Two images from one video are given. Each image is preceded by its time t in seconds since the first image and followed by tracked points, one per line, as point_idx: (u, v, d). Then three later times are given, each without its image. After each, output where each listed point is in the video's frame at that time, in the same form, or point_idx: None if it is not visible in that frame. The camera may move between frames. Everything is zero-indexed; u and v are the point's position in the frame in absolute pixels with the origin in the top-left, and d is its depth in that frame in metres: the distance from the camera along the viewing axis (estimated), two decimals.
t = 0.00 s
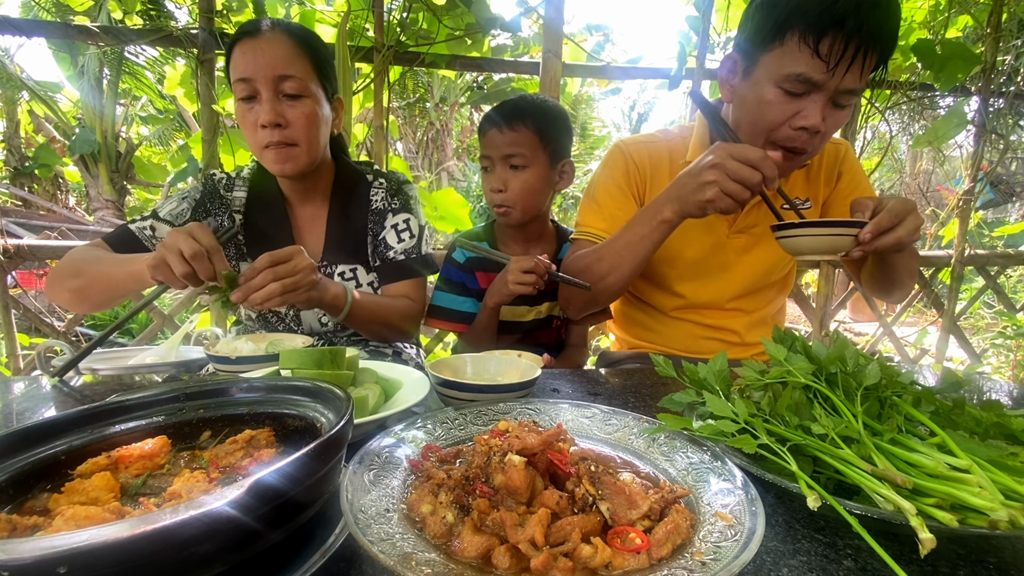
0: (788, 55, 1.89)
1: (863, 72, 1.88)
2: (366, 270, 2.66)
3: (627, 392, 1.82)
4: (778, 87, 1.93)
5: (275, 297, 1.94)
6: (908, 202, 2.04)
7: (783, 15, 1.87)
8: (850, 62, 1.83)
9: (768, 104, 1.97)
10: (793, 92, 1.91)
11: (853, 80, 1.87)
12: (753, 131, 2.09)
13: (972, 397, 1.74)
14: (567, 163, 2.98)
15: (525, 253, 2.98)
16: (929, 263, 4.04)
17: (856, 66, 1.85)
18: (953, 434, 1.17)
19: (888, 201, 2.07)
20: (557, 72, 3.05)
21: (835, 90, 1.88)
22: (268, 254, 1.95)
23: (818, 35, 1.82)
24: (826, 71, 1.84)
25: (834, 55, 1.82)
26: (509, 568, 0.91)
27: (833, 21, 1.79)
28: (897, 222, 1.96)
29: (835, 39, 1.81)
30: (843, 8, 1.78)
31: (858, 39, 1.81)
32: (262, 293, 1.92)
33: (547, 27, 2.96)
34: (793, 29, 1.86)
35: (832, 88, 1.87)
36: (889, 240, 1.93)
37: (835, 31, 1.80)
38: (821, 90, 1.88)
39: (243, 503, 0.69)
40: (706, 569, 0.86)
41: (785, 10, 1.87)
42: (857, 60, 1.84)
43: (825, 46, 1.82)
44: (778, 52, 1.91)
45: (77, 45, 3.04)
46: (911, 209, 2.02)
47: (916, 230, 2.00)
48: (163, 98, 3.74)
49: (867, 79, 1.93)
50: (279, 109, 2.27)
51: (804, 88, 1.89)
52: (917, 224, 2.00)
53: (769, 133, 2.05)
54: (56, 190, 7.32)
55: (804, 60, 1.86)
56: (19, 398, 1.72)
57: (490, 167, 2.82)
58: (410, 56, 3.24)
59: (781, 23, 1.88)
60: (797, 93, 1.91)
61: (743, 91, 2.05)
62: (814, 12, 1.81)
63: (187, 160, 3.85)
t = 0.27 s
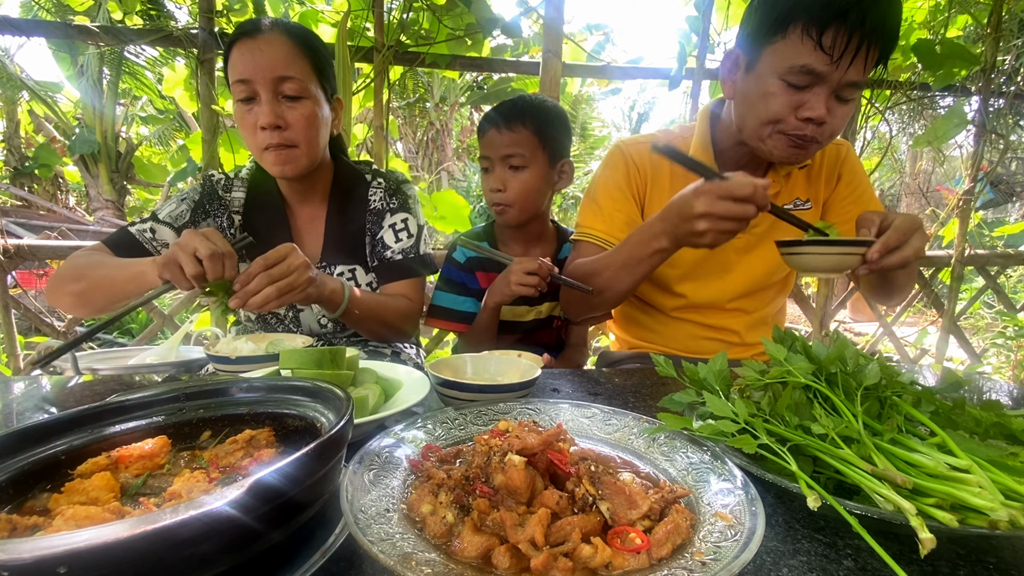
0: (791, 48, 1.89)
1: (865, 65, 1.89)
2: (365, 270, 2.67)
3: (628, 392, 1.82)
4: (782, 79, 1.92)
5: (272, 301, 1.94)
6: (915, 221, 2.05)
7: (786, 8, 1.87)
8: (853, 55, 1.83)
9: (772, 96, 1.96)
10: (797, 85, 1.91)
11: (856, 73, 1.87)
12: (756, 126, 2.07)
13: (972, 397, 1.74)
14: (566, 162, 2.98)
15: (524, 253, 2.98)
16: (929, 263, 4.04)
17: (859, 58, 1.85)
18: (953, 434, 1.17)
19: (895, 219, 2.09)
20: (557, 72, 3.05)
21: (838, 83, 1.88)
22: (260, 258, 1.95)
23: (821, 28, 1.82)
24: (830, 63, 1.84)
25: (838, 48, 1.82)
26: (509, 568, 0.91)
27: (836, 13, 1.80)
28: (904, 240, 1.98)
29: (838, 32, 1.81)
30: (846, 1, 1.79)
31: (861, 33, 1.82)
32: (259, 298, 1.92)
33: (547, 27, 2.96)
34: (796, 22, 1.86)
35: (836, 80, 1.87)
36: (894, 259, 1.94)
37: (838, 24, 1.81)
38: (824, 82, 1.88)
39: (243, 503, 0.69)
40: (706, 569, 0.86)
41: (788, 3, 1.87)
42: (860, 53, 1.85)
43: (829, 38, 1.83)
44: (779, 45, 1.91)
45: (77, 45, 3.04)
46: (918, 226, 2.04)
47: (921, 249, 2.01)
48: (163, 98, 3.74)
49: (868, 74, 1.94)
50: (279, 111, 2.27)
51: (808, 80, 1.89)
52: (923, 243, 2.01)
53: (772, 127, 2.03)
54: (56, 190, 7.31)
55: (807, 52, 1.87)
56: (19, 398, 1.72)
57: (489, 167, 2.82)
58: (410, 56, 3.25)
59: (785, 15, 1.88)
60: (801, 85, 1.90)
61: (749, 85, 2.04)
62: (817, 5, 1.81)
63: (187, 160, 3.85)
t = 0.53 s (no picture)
0: (790, 43, 1.89)
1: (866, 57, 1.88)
2: (367, 270, 2.67)
3: (628, 392, 1.82)
4: (781, 74, 1.93)
5: (293, 316, 1.92)
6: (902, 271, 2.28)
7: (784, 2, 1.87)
8: (853, 48, 1.82)
9: (771, 92, 1.96)
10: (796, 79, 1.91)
11: (856, 65, 1.86)
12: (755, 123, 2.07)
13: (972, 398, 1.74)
14: (566, 162, 2.98)
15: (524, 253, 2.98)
16: (929, 263, 4.04)
17: (859, 51, 1.84)
18: (953, 435, 1.17)
19: (884, 267, 2.31)
20: (557, 72, 3.05)
21: (838, 76, 1.88)
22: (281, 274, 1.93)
23: (819, 20, 1.82)
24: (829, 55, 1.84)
25: (837, 40, 1.82)
26: (509, 568, 0.91)
27: (834, 6, 1.80)
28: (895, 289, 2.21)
29: (837, 24, 1.81)
30: None
31: (860, 25, 1.81)
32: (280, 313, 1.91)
33: (547, 27, 2.96)
34: (794, 17, 1.86)
35: (836, 73, 1.87)
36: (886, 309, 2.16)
37: (837, 16, 1.80)
38: (825, 75, 1.88)
39: (243, 503, 0.69)
40: (706, 569, 0.86)
41: None
42: (861, 46, 1.84)
43: (827, 31, 1.82)
44: (778, 40, 1.92)
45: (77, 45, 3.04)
46: (904, 277, 2.28)
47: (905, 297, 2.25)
48: (163, 97, 3.74)
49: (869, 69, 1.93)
50: (284, 110, 2.27)
51: (808, 73, 1.89)
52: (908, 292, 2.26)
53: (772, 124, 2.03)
54: (56, 190, 7.31)
55: (805, 45, 1.87)
56: (19, 398, 1.72)
57: (490, 167, 2.82)
58: (410, 55, 3.25)
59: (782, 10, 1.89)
60: (800, 79, 1.91)
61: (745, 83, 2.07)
62: None
63: (188, 160, 3.85)
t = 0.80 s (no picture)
0: (782, 38, 1.89)
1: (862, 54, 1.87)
2: (369, 269, 2.65)
3: (628, 393, 1.82)
4: (774, 71, 1.93)
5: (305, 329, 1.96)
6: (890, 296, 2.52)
7: None
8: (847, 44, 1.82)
9: (765, 91, 1.96)
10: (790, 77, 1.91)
11: (852, 61, 1.85)
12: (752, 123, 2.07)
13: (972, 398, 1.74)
14: (566, 162, 2.98)
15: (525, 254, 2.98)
16: (929, 263, 4.04)
17: (854, 47, 1.83)
18: (953, 434, 1.17)
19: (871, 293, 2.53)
20: (557, 72, 3.05)
21: (834, 71, 1.86)
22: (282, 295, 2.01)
23: (810, 16, 1.82)
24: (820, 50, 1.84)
25: (828, 36, 1.82)
26: (509, 568, 0.91)
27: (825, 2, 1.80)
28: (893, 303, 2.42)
29: (828, 19, 1.81)
30: None
31: (853, 19, 1.80)
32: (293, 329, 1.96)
33: (547, 27, 2.96)
34: (785, 14, 1.87)
35: (831, 69, 1.86)
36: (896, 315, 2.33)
37: (828, 11, 1.80)
38: (819, 71, 1.87)
39: (243, 503, 0.69)
40: (707, 569, 0.86)
41: None
42: (855, 42, 1.83)
43: (819, 26, 1.82)
44: (771, 38, 1.92)
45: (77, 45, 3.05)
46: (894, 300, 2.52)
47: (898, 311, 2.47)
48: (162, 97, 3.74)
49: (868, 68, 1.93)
50: (292, 109, 2.27)
51: (801, 70, 1.89)
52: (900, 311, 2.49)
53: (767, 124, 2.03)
54: (56, 190, 7.30)
55: (798, 41, 1.87)
56: (19, 398, 1.72)
57: (490, 167, 2.82)
58: (410, 56, 3.25)
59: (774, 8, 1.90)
60: (794, 76, 1.90)
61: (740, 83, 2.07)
62: None
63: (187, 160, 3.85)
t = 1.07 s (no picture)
0: (780, 41, 1.89)
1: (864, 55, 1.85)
2: (369, 268, 2.65)
3: (627, 393, 1.82)
4: (772, 74, 1.93)
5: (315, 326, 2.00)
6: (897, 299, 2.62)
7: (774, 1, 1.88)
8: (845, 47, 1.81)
9: (762, 95, 1.97)
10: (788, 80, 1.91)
11: (853, 61, 1.84)
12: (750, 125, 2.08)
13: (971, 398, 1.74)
14: (566, 162, 2.98)
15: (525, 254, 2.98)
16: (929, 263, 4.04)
17: (854, 48, 1.82)
18: (952, 434, 1.18)
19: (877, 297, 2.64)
20: (557, 72, 3.05)
21: (832, 75, 1.86)
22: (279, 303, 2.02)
23: (807, 18, 1.82)
24: (818, 52, 1.83)
25: (825, 38, 1.81)
26: (509, 568, 0.91)
27: (822, 3, 1.80)
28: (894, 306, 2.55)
29: (824, 21, 1.80)
30: None
31: (851, 20, 1.79)
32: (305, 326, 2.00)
33: (547, 27, 2.96)
34: (781, 16, 1.87)
35: (828, 72, 1.85)
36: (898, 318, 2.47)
37: (825, 12, 1.80)
38: (818, 74, 1.87)
39: (242, 503, 0.69)
40: (706, 569, 0.86)
41: None
42: (855, 43, 1.82)
43: (815, 28, 1.82)
44: (768, 40, 1.92)
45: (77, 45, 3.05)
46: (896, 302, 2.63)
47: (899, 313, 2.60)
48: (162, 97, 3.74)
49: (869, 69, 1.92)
50: (302, 107, 2.28)
51: (799, 73, 1.88)
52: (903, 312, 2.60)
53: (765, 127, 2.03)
54: (56, 190, 7.30)
55: (795, 44, 1.86)
56: (19, 398, 1.72)
57: (490, 167, 2.82)
58: (410, 56, 3.25)
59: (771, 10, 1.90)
60: (792, 79, 1.90)
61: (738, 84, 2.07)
62: None
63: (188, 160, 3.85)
